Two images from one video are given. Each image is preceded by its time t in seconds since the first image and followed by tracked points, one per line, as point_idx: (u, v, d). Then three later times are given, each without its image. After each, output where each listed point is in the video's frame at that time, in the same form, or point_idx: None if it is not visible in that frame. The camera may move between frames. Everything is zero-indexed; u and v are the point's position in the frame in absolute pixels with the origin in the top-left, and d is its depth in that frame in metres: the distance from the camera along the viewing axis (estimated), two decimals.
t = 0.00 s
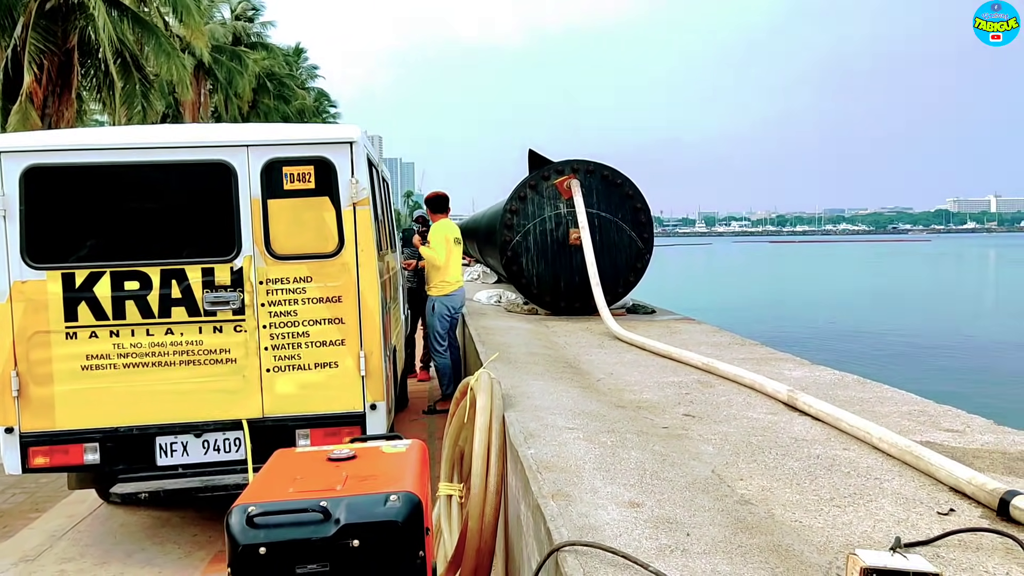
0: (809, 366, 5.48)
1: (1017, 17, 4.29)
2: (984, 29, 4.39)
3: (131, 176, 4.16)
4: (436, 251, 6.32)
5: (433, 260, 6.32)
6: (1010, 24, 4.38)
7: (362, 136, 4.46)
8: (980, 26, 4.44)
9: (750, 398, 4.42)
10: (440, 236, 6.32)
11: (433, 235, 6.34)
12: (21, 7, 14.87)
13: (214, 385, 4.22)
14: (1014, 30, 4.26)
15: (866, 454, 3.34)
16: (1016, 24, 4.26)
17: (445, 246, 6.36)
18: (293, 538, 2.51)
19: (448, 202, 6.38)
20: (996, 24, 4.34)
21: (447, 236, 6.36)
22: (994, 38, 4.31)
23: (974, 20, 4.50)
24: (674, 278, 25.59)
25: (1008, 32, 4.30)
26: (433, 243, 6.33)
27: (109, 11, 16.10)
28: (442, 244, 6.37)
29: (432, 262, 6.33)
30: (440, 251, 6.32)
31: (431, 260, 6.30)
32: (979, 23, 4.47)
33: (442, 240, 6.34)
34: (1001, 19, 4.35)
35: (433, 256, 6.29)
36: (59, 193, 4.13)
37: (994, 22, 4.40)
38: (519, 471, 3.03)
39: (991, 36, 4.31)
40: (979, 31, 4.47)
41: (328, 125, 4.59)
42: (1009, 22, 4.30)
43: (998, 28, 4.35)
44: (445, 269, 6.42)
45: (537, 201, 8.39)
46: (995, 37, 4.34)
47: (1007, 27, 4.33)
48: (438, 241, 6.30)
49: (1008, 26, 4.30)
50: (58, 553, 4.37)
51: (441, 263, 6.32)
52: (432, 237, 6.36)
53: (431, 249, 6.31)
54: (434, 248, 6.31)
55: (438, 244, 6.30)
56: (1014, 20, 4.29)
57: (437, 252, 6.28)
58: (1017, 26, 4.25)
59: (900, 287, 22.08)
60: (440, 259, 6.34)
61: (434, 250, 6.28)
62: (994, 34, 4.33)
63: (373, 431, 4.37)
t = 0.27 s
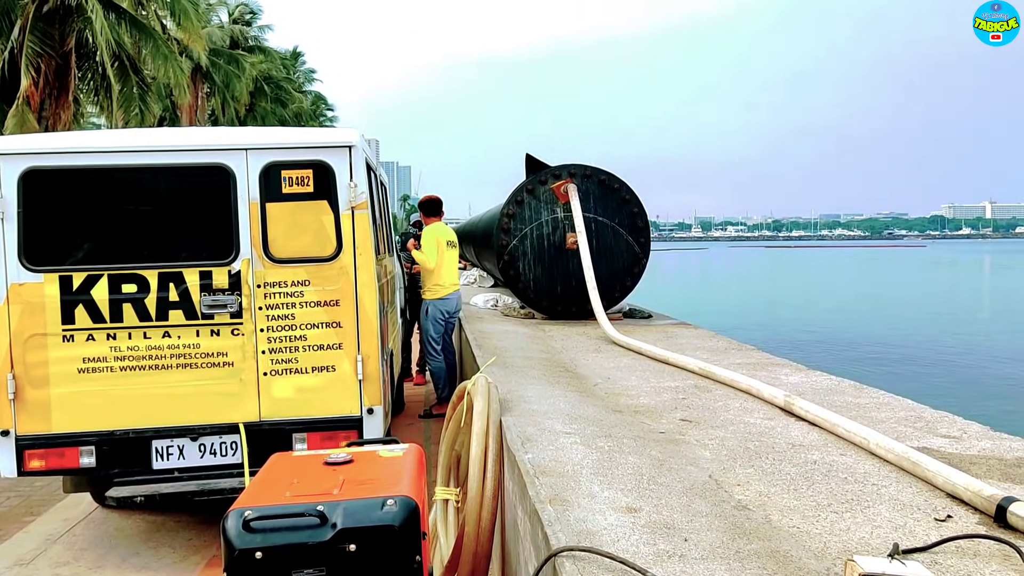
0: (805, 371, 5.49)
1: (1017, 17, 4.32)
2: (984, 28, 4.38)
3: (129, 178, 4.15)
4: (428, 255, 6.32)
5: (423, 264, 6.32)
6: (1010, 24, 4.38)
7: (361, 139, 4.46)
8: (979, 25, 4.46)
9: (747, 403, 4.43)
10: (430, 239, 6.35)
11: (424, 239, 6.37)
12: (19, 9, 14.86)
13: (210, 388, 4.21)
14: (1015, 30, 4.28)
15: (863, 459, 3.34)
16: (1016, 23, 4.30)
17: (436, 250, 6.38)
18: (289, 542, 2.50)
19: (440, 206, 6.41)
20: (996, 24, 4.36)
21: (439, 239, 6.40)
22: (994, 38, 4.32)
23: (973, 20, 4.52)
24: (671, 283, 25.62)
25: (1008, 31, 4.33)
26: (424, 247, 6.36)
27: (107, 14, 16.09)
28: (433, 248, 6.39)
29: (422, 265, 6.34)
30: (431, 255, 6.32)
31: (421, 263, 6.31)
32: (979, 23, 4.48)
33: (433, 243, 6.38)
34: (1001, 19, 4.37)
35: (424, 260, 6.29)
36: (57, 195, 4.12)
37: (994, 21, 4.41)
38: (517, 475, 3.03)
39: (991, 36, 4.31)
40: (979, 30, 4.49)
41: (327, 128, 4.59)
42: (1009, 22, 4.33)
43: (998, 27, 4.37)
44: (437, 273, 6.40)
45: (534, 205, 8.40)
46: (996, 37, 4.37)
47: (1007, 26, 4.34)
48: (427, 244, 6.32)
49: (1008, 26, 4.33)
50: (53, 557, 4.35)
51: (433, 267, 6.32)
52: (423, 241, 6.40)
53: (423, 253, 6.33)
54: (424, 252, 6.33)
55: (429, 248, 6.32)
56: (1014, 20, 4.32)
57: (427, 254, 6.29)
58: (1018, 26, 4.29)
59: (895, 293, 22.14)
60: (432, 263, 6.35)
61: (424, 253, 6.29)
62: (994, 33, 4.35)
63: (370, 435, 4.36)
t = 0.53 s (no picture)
0: (803, 379, 5.48)
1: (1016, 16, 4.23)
2: (985, 28, 4.24)
3: (126, 181, 4.14)
4: (427, 262, 6.31)
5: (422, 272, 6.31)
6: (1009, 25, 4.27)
7: (358, 144, 4.46)
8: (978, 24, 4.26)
9: (743, 410, 4.41)
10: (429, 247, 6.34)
11: (422, 246, 6.34)
12: (19, 13, 14.86)
13: (205, 393, 4.19)
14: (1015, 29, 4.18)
15: (859, 468, 3.33)
16: (1015, 24, 4.20)
17: (435, 257, 6.39)
18: (282, 548, 2.48)
19: (436, 213, 6.41)
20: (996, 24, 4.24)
21: (437, 246, 6.40)
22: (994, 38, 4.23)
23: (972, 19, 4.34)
24: (669, 290, 25.62)
25: (1007, 32, 4.23)
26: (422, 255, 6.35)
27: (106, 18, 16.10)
28: (432, 256, 6.38)
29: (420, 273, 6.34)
30: (431, 262, 6.33)
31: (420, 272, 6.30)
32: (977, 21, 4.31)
33: (432, 251, 6.37)
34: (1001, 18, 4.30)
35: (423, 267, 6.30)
36: (53, 198, 4.11)
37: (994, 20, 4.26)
38: (511, 481, 3.02)
39: (992, 36, 4.19)
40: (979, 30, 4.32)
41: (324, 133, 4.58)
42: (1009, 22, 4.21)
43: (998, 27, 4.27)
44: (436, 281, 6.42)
45: (532, 211, 8.40)
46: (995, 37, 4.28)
47: (1007, 27, 4.25)
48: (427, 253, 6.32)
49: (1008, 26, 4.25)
50: (45, 561, 4.33)
51: (432, 274, 6.33)
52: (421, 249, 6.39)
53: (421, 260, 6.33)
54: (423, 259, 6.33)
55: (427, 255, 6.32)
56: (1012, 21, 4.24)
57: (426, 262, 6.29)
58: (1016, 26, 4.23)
59: (893, 302, 22.15)
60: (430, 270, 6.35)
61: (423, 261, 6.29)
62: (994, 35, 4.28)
63: (365, 440, 4.34)
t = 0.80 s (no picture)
0: (802, 388, 5.47)
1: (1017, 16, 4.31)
2: (984, 28, 4.37)
3: (125, 184, 4.14)
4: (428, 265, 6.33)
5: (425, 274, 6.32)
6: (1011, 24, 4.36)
7: (358, 149, 4.46)
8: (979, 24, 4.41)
9: (742, 418, 4.40)
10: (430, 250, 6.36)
11: (424, 250, 6.35)
12: (22, 15, 14.90)
13: (202, 397, 4.18)
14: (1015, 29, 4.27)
15: (858, 478, 3.32)
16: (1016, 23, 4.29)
17: (436, 261, 6.40)
18: (277, 554, 2.46)
19: (435, 216, 6.41)
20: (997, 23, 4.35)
21: (438, 250, 6.40)
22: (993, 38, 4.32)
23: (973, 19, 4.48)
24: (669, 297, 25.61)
25: (1008, 31, 4.32)
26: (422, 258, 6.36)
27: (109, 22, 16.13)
28: (433, 259, 6.39)
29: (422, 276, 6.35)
30: (432, 265, 6.35)
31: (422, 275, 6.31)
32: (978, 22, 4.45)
33: (433, 255, 6.38)
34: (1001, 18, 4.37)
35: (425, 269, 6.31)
36: (53, 201, 4.11)
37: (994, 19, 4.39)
38: (508, 488, 3.01)
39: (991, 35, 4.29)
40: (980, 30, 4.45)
41: (324, 138, 4.59)
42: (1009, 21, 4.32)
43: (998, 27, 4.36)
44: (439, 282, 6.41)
45: (532, 217, 8.40)
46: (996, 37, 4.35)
47: (1007, 26, 4.34)
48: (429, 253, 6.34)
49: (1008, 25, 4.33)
50: (40, 565, 4.31)
51: (434, 278, 6.35)
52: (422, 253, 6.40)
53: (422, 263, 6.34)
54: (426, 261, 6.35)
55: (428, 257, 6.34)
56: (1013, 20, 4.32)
57: (428, 265, 6.30)
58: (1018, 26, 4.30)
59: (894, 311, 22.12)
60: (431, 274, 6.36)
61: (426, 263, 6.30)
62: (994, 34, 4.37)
63: (362, 446, 4.33)
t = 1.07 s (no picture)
0: (802, 396, 5.45)
1: (1016, 17, 4.47)
2: (986, 29, 4.59)
3: (126, 185, 4.14)
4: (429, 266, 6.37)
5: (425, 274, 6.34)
6: (1010, 23, 4.57)
7: (359, 153, 4.46)
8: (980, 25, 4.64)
9: (741, 426, 4.39)
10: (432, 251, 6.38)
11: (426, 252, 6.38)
12: (27, 18, 14.96)
13: (200, 399, 4.17)
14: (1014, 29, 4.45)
15: (857, 487, 3.30)
16: (1015, 24, 4.45)
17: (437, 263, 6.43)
18: (271, 558, 2.45)
19: (436, 223, 6.41)
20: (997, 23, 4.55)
21: (439, 253, 6.44)
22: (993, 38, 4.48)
23: (975, 19, 4.71)
24: (670, 305, 25.59)
25: (1007, 31, 4.51)
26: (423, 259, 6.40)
27: (114, 25, 16.16)
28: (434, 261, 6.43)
29: (422, 276, 6.38)
30: (433, 266, 6.38)
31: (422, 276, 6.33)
32: (980, 22, 4.67)
33: (433, 256, 6.42)
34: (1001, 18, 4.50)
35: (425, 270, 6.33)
36: (53, 202, 4.11)
37: (994, 20, 4.60)
38: (505, 494, 2.99)
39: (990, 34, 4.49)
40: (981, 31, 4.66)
41: (325, 142, 4.59)
42: (1010, 23, 4.49)
43: (998, 27, 4.55)
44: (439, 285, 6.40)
45: (533, 223, 8.40)
46: (996, 36, 4.51)
47: (1007, 26, 4.53)
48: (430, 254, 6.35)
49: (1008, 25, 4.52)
50: (35, 567, 4.29)
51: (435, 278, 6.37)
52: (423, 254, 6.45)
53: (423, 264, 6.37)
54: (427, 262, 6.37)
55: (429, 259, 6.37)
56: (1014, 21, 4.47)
57: (426, 264, 6.34)
58: (1017, 26, 4.47)
59: (895, 321, 22.10)
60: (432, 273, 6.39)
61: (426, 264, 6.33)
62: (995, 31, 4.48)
63: (360, 450, 4.31)
